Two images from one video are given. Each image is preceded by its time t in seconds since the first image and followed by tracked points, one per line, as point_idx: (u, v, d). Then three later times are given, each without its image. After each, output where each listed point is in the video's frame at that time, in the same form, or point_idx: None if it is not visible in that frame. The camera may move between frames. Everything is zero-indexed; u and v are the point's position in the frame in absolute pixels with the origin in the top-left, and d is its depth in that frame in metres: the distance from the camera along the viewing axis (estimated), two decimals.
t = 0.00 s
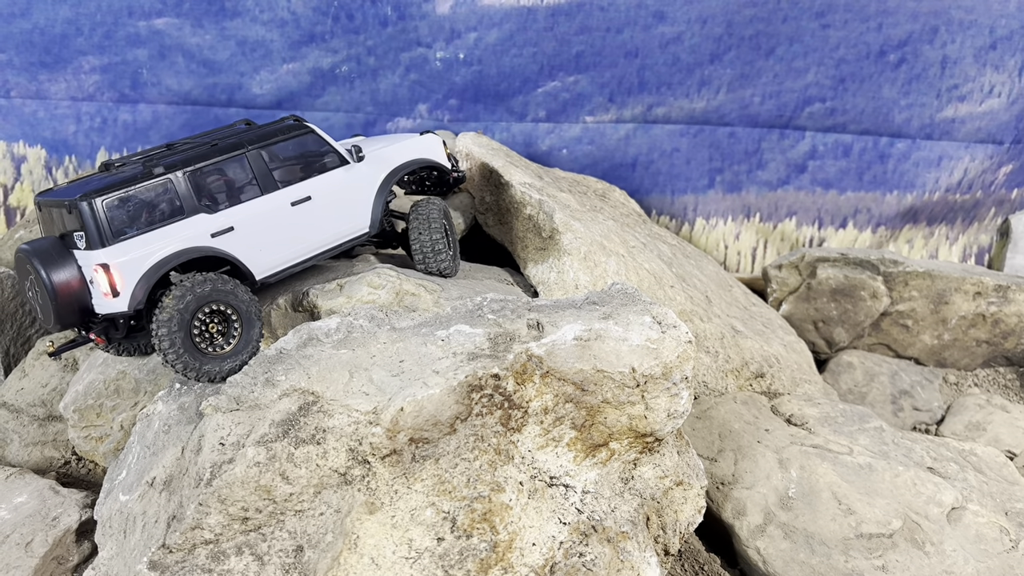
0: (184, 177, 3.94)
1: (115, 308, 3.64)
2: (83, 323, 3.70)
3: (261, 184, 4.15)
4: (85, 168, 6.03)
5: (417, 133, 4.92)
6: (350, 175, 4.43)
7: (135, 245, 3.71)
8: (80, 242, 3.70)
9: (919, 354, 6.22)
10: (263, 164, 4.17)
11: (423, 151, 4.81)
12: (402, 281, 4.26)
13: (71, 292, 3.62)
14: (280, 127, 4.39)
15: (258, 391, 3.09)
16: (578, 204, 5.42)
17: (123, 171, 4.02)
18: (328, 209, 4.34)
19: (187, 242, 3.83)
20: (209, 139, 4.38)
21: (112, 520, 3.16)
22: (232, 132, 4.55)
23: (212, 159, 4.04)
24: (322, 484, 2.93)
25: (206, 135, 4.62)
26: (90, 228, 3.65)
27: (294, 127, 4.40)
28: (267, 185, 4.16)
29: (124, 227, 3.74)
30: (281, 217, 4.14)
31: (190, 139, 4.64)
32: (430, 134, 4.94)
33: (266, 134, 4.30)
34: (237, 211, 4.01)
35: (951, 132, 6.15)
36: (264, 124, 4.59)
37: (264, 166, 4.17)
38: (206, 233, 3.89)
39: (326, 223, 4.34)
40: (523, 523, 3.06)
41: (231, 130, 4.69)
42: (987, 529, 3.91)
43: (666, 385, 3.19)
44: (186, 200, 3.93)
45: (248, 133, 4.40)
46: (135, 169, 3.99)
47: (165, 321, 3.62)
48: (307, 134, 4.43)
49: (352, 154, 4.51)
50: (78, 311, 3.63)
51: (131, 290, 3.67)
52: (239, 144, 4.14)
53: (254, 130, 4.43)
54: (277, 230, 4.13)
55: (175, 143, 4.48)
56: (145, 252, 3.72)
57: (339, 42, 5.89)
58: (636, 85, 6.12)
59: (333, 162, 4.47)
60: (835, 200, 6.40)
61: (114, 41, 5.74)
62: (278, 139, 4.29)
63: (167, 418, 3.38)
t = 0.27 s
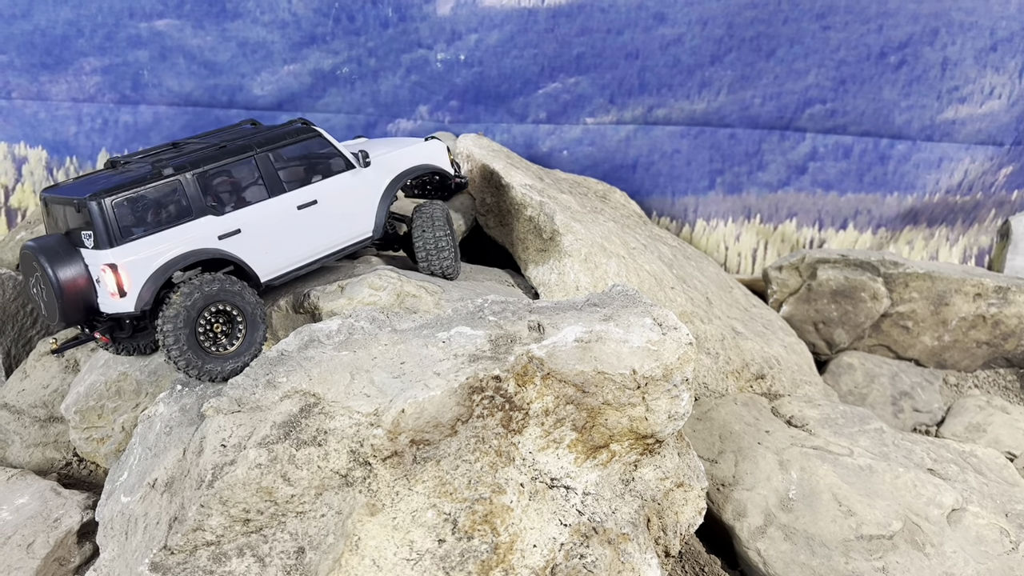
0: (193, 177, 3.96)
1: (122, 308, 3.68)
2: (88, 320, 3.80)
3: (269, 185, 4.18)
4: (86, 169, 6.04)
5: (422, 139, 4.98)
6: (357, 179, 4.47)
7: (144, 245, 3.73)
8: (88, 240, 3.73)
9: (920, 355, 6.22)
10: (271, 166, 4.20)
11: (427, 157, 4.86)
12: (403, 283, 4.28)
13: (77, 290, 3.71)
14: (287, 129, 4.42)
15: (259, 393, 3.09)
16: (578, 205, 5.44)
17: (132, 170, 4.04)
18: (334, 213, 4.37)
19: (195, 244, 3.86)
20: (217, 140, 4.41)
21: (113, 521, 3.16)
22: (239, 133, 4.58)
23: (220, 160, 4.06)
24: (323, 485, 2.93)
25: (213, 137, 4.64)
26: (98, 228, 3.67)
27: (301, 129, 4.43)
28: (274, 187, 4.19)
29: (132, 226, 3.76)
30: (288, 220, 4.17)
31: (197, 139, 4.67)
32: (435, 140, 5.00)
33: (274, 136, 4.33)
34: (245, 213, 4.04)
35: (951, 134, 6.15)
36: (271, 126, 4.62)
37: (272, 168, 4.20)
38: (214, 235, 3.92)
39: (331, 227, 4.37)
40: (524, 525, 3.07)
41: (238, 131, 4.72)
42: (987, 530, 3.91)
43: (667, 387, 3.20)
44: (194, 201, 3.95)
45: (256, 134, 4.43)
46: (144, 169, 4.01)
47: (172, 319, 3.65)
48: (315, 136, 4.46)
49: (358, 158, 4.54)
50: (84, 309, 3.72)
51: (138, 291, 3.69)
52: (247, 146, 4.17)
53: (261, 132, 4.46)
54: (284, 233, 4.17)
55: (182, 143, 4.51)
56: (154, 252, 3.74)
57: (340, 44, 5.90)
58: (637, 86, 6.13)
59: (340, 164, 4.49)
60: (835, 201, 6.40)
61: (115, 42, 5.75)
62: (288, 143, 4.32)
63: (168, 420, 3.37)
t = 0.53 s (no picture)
0: (245, 172, 4.07)
1: (169, 296, 3.86)
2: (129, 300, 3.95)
3: (312, 183, 4.30)
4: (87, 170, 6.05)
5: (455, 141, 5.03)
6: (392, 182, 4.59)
7: (197, 237, 3.90)
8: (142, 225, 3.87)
9: (919, 357, 6.22)
10: (316, 164, 4.31)
11: (459, 160, 4.92)
12: (403, 285, 4.29)
13: (123, 271, 3.85)
14: (334, 124, 4.51)
15: (259, 395, 3.08)
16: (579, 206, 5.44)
17: (185, 155, 4.15)
18: (368, 212, 4.52)
19: (240, 238, 4.04)
20: (263, 128, 4.50)
21: (114, 523, 3.16)
22: (282, 119, 4.67)
23: (271, 155, 4.16)
24: (324, 487, 2.93)
25: (260, 119, 4.73)
26: (155, 216, 3.81)
27: (347, 126, 4.52)
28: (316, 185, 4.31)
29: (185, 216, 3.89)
30: (325, 219, 4.33)
31: (240, 118, 4.75)
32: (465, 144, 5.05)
33: (321, 132, 4.42)
34: (287, 211, 4.20)
35: (951, 135, 6.16)
36: (316, 116, 4.70)
37: (317, 166, 4.31)
38: (259, 230, 4.09)
39: (364, 226, 4.51)
40: (524, 526, 3.07)
41: (283, 114, 4.80)
42: (986, 531, 3.92)
43: (667, 388, 3.21)
44: (244, 196, 4.07)
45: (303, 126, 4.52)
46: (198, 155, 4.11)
47: (213, 311, 3.84)
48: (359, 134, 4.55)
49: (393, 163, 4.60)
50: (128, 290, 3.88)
51: (186, 282, 3.88)
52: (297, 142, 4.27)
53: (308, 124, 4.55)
54: (320, 231, 4.33)
55: (227, 124, 4.59)
56: (205, 244, 3.92)
57: (340, 45, 5.91)
58: (637, 88, 6.13)
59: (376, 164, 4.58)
60: (835, 203, 6.41)
61: (116, 44, 5.76)
62: (335, 139, 4.42)
63: (169, 421, 3.31)
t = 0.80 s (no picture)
0: (280, 173, 4.11)
1: (201, 293, 3.93)
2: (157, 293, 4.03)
3: (339, 185, 4.35)
4: (87, 170, 6.06)
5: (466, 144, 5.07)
6: (413, 187, 4.64)
7: (232, 237, 3.96)
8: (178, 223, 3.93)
9: (918, 357, 6.22)
10: (346, 167, 4.35)
11: (472, 165, 4.97)
12: (402, 285, 4.32)
13: (156, 266, 3.92)
14: (364, 127, 4.55)
15: (259, 396, 3.09)
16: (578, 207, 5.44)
17: (221, 152, 4.18)
18: (388, 215, 4.58)
19: (272, 239, 4.10)
20: (294, 126, 4.53)
21: (112, 524, 3.15)
22: (311, 117, 4.69)
23: (304, 158, 4.20)
24: (323, 488, 2.93)
25: (289, 113, 4.75)
26: (194, 215, 3.86)
27: (377, 130, 4.55)
28: (343, 188, 4.36)
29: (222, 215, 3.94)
30: (348, 221, 4.39)
31: (268, 112, 4.77)
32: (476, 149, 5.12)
33: (351, 134, 4.46)
34: (315, 213, 4.26)
35: (949, 136, 6.17)
36: (346, 116, 4.74)
37: (346, 169, 4.36)
38: (289, 232, 4.16)
39: (382, 227, 4.58)
40: (523, 527, 3.07)
41: (311, 111, 4.83)
42: (985, 532, 3.92)
43: (666, 389, 3.21)
44: (277, 196, 4.12)
45: (333, 125, 4.55)
46: (235, 153, 4.15)
47: (242, 308, 3.97)
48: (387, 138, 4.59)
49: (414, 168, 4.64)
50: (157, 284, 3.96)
51: (219, 280, 3.94)
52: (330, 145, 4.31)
53: (338, 124, 4.58)
54: (342, 232, 4.39)
55: (257, 117, 4.61)
56: (240, 244, 3.98)
57: (340, 46, 5.91)
58: (636, 88, 6.14)
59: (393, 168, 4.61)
60: (834, 204, 6.42)
61: (115, 44, 5.76)
62: (365, 142, 4.46)
63: (169, 422, 3.31)
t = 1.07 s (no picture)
0: (279, 172, 4.10)
1: (199, 293, 3.93)
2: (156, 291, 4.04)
3: (338, 185, 4.34)
4: (84, 169, 6.05)
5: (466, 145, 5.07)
6: (411, 187, 4.63)
7: (231, 237, 3.95)
8: (177, 223, 3.93)
9: (916, 357, 6.22)
10: (345, 166, 4.35)
11: (471, 166, 4.97)
12: (399, 284, 4.31)
13: (154, 265, 3.93)
14: (363, 126, 4.53)
15: (254, 394, 3.08)
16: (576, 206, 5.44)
17: (220, 151, 4.17)
18: (387, 214, 4.57)
19: (272, 239, 4.10)
20: (294, 124, 4.52)
21: (108, 522, 3.14)
22: (311, 115, 4.68)
23: (304, 157, 4.19)
24: (318, 486, 2.93)
25: (289, 111, 4.74)
26: (193, 214, 3.85)
27: (376, 129, 4.54)
28: (341, 188, 4.35)
29: (221, 214, 3.94)
30: (347, 221, 4.38)
31: (268, 110, 4.76)
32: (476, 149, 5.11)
33: (351, 133, 4.45)
34: (314, 213, 4.25)
35: (948, 135, 6.16)
36: (345, 115, 4.72)
37: (345, 168, 4.35)
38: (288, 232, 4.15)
39: (381, 227, 4.57)
40: (519, 525, 3.07)
41: (310, 109, 4.81)
42: (982, 531, 3.92)
43: (663, 387, 3.21)
44: (276, 196, 4.12)
45: (332, 124, 4.54)
46: (233, 152, 4.14)
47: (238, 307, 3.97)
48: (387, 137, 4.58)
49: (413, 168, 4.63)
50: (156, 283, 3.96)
51: (217, 280, 3.93)
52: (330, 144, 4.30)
53: (338, 123, 4.57)
54: (341, 232, 4.39)
55: (257, 115, 4.60)
56: (239, 244, 3.98)
57: (338, 45, 5.91)
58: (634, 87, 6.13)
59: (394, 168, 4.61)
60: (832, 203, 6.41)
61: (113, 43, 5.75)
62: (364, 142, 4.44)
63: (164, 420, 3.30)
